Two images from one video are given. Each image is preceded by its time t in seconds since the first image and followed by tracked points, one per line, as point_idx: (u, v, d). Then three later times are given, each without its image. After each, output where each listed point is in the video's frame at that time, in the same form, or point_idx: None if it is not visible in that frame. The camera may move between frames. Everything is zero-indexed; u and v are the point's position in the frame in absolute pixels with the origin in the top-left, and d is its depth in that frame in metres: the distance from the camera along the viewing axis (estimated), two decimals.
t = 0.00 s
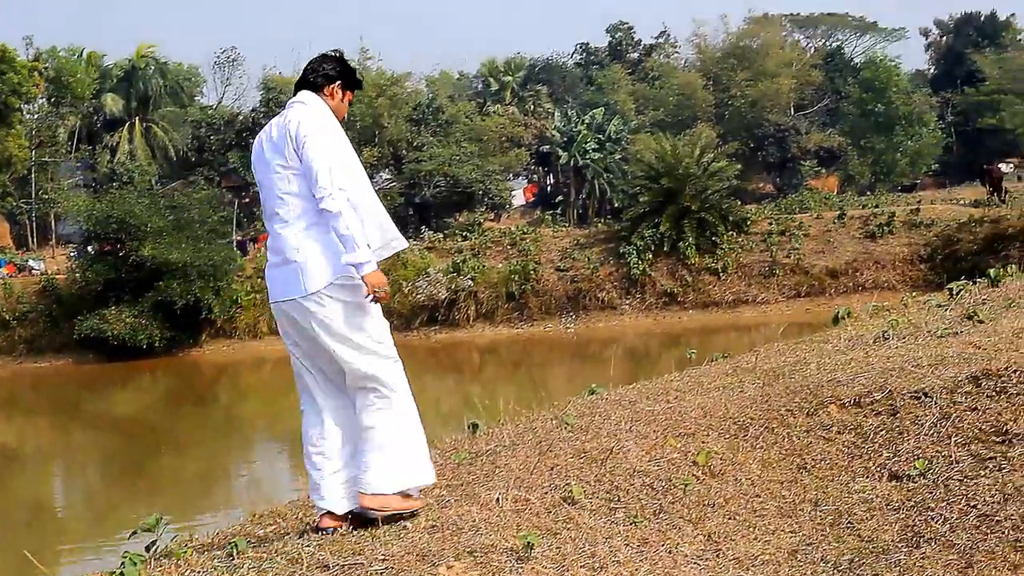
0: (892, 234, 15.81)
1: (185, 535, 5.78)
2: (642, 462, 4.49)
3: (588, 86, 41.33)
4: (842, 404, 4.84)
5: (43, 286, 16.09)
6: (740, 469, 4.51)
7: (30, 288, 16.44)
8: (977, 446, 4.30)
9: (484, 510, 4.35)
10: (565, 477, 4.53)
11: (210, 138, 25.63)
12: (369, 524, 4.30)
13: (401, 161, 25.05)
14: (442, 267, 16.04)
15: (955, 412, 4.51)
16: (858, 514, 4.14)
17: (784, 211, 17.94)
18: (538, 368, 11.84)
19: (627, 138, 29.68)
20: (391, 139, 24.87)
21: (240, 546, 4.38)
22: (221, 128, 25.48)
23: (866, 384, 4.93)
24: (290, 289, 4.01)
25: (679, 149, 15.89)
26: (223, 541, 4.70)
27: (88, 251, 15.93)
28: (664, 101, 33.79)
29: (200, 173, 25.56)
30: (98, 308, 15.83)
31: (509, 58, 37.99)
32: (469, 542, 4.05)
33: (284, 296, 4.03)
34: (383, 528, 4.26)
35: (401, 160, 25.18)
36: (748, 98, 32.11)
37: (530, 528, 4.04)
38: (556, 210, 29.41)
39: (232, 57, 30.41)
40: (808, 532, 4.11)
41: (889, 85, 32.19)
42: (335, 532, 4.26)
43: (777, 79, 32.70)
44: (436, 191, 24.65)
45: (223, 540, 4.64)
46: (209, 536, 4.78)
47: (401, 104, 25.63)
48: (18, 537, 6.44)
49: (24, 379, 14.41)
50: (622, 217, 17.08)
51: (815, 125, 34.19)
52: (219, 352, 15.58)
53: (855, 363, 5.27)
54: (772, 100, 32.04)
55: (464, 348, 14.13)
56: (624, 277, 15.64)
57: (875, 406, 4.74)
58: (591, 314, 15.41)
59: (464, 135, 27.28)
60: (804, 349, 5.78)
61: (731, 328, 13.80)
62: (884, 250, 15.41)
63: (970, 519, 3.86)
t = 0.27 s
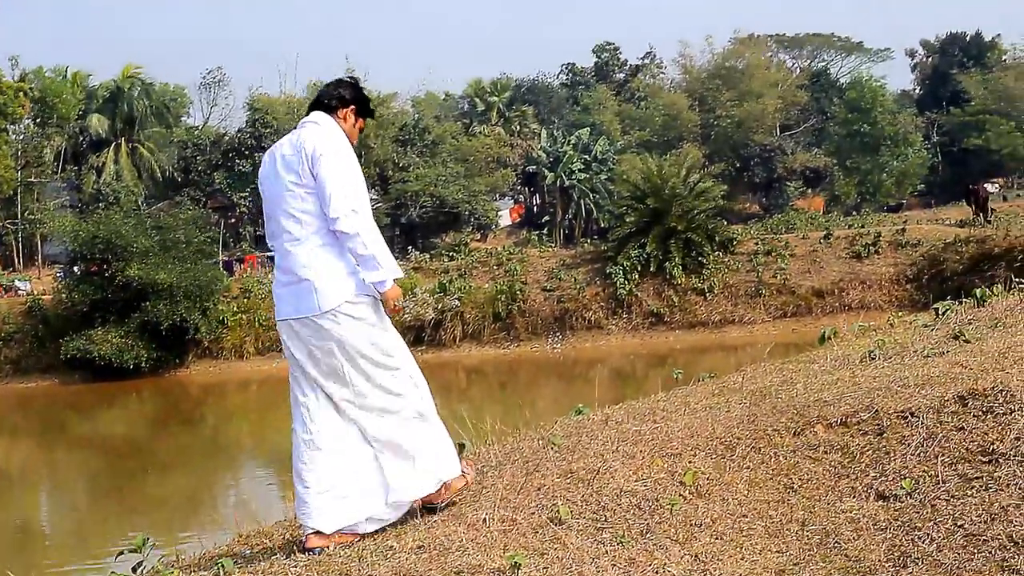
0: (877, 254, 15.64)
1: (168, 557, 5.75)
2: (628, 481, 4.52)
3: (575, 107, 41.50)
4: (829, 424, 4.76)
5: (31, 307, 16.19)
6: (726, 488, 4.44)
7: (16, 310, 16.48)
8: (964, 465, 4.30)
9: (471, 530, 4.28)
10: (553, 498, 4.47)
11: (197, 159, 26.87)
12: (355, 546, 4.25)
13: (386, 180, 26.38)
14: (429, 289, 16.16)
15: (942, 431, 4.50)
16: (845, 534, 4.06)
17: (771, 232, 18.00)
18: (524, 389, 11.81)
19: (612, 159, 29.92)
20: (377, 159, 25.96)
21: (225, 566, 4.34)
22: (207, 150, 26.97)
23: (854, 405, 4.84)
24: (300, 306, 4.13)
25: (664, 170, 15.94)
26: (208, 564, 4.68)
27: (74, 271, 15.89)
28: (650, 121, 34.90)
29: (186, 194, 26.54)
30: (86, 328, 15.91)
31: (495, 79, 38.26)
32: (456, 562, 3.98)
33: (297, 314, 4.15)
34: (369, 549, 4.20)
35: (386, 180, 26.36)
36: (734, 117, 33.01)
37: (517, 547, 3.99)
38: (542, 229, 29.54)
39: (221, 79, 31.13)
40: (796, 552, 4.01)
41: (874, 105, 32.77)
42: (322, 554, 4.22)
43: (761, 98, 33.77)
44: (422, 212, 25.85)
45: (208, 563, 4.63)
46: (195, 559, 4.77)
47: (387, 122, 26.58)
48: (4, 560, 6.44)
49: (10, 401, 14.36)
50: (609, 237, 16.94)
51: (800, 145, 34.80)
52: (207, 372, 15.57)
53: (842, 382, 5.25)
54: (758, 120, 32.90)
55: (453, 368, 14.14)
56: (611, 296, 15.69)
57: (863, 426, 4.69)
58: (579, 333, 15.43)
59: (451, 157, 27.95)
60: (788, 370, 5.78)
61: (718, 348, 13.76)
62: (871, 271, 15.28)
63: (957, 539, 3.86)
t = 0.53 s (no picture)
0: (871, 265, 15.65)
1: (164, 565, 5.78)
2: (622, 491, 4.54)
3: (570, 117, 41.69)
4: (822, 433, 4.82)
5: (25, 317, 16.21)
6: (719, 498, 4.43)
7: (9, 320, 16.54)
8: (958, 474, 4.29)
9: (464, 539, 4.28)
10: (546, 507, 4.48)
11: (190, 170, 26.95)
12: (350, 555, 4.27)
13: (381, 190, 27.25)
14: (423, 298, 16.19)
15: (936, 441, 4.51)
16: (838, 543, 4.03)
17: (763, 242, 18.14)
18: (518, 398, 11.84)
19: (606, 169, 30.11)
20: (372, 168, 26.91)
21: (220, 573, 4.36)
22: (200, 159, 27.01)
23: (847, 414, 4.91)
24: (330, 313, 4.11)
25: (659, 179, 15.92)
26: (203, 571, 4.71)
27: (68, 281, 15.88)
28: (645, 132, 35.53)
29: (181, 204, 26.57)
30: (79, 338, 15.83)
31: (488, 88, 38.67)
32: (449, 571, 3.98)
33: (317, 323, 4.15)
34: (364, 558, 4.21)
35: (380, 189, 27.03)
36: (728, 128, 33.84)
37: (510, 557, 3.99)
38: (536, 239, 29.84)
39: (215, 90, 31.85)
40: (791, 561, 3.97)
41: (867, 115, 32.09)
42: (315, 563, 4.24)
43: (756, 108, 34.37)
44: (416, 221, 26.37)
45: (202, 570, 4.64)
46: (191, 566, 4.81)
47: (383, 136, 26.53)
48: None
49: (4, 411, 14.40)
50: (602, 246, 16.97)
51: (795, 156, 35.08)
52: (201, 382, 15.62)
53: (833, 394, 5.31)
54: (751, 129, 33.61)
55: (445, 377, 14.08)
56: (604, 307, 15.67)
57: (856, 434, 4.73)
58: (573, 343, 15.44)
59: (445, 166, 28.21)
60: (783, 375, 5.95)
61: (712, 357, 13.85)
62: (865, 280, 15.31)
63: (950, 549, 3.84)
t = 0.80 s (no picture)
0: (856, 267, 16.72)
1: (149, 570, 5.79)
2: (608, 494, 4.53)
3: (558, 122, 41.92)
4: (808, 437, 4.82)
5: (10, 321, 16.28)
6: (706, 502, 4.41)
7: None
8: (942, 478, 4.28)
9: (450, 543, 4.28)
10: (532, 511, 4.49)
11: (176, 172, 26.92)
12: (335, 560, 4.28)
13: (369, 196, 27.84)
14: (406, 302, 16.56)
15: (920, 444, 4.52)
16: (823, 547, 3.99)
17: (750, 247, 18.49)
18: (504, 401, 12.04)
19: (591, 172, 29.81)
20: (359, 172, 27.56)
21: None
22: (185, 162, 27.07)
23: (832, 419, 4.94)
24: (349, 295, 4.26)
25: (644, 184, 16.84)
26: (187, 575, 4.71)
27: (52, 285, 15.92)
28: (629, 136, 35.48)
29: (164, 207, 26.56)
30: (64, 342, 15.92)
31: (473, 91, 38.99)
32: None
33: (338, 303, 4.29)
34: (348, 562, 4.22)
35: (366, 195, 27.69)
36: (714, 131, 33.72)
37: (495, 562, 3.99)
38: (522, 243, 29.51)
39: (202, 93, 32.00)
40: (775, 565, 3.91)
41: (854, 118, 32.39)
42: (300, 569, 4.25)
43: (741, 112, 34.39)
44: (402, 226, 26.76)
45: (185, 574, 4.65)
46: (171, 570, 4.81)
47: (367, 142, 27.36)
48: None
49: None
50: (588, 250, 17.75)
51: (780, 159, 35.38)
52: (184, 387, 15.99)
53: (821, 399, 5.39)
54: (737, 133, 33.61)
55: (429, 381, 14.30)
56: (589, 310, 16.53)
57: (841, 439, 4.73)
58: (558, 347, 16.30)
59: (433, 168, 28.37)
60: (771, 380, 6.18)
61: (699, 361, 14.43)
62: (850, 282, 16.40)
63: (934, 551, 3.78)
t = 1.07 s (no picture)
0: (813, 274, 16.79)
1: None
2: (564, 502, 4.56)
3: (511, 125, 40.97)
4: (765, 442, 4.84)
5: None
6: (661, 508, 4.44)
7: None
8: (899, 484, 4.28)
9: (407, 550, 4.31)
10: (489, 518, 4.52)
11: (132, 180, 26.98)
12: (291, 567, 4.31)
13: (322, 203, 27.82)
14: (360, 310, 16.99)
15: (877, 450, 4.55)
16: (780, 552, 3.95)
17: (704, 254, 18.87)
18: (462, 407, 12.18)
19: (550, 179, 27.75)
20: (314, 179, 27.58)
21: None
22: (143, 168, 27.15)
23: (787, 425, 4.96)
24: (324, 295, 4.42)
25: (601, 191, 17.42)
26: None
27: (10, 291, 16.47)
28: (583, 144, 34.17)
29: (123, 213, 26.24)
30: (20, 348, 16.44)
31: (432, 100, 39.05)
32: None
33: (315, 301, 4.44)
34: (304, 569, 4.25)
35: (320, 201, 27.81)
36: (670, 138, 32.84)
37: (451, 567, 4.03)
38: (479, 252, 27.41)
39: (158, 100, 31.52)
40: (732, 569, 3.88)
41: (810, 125, 33.91)
42: None
43: (699, 119, 33.69)
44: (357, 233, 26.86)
45: None
46: None
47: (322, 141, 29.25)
48: None
49: None
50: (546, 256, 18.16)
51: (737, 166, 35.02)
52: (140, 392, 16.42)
53: (777, 403, 5.42)
54: (694, 140, 32.66)
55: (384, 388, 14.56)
56: (547, 317, 16.91)
57: (797, 444, 4.75)
58: (514, 352, 16.60)
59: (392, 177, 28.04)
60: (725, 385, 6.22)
61: (656, 367, 14.79)
62: (807, 290, 16.40)
63: (891, 556, 3.75)
